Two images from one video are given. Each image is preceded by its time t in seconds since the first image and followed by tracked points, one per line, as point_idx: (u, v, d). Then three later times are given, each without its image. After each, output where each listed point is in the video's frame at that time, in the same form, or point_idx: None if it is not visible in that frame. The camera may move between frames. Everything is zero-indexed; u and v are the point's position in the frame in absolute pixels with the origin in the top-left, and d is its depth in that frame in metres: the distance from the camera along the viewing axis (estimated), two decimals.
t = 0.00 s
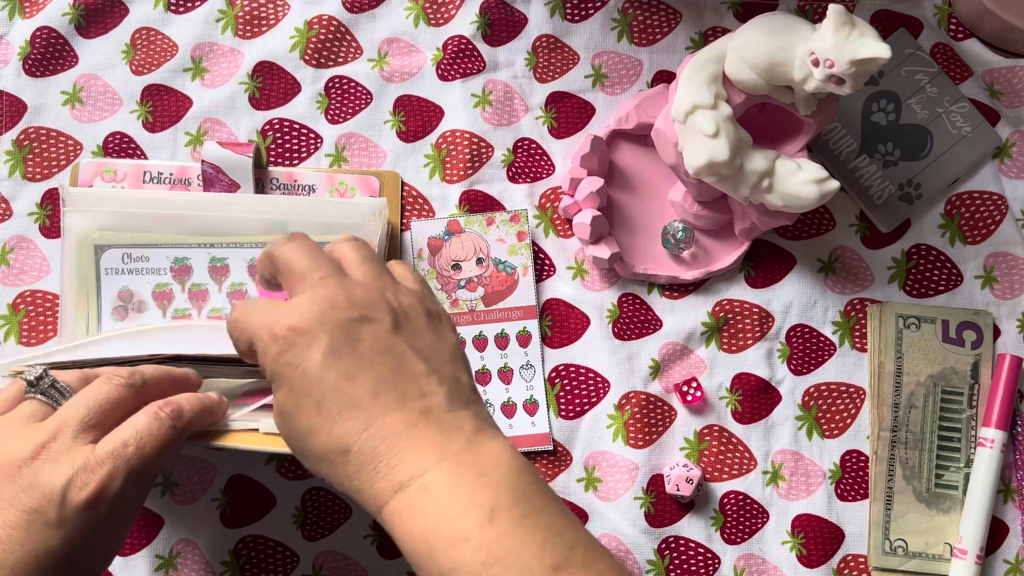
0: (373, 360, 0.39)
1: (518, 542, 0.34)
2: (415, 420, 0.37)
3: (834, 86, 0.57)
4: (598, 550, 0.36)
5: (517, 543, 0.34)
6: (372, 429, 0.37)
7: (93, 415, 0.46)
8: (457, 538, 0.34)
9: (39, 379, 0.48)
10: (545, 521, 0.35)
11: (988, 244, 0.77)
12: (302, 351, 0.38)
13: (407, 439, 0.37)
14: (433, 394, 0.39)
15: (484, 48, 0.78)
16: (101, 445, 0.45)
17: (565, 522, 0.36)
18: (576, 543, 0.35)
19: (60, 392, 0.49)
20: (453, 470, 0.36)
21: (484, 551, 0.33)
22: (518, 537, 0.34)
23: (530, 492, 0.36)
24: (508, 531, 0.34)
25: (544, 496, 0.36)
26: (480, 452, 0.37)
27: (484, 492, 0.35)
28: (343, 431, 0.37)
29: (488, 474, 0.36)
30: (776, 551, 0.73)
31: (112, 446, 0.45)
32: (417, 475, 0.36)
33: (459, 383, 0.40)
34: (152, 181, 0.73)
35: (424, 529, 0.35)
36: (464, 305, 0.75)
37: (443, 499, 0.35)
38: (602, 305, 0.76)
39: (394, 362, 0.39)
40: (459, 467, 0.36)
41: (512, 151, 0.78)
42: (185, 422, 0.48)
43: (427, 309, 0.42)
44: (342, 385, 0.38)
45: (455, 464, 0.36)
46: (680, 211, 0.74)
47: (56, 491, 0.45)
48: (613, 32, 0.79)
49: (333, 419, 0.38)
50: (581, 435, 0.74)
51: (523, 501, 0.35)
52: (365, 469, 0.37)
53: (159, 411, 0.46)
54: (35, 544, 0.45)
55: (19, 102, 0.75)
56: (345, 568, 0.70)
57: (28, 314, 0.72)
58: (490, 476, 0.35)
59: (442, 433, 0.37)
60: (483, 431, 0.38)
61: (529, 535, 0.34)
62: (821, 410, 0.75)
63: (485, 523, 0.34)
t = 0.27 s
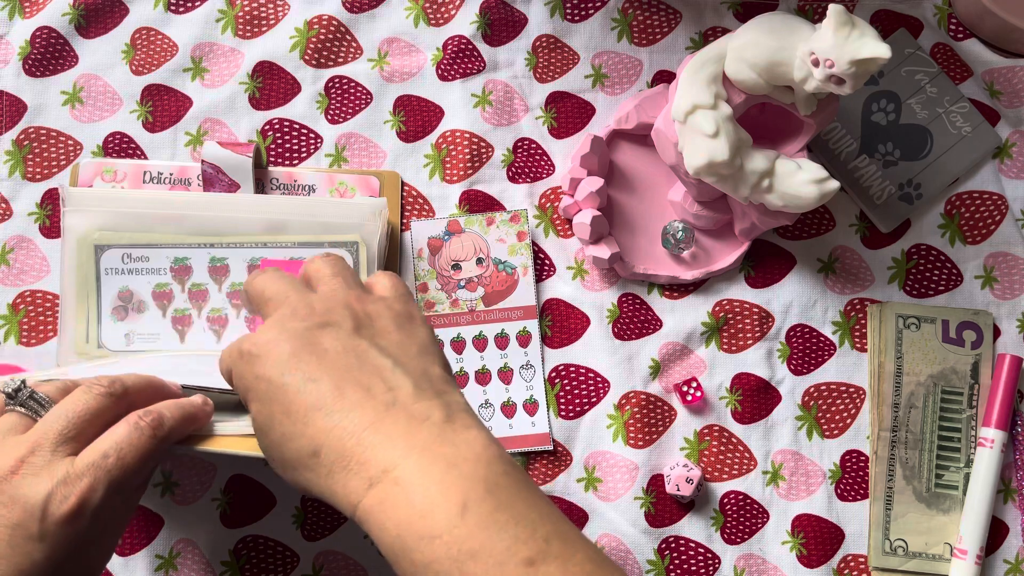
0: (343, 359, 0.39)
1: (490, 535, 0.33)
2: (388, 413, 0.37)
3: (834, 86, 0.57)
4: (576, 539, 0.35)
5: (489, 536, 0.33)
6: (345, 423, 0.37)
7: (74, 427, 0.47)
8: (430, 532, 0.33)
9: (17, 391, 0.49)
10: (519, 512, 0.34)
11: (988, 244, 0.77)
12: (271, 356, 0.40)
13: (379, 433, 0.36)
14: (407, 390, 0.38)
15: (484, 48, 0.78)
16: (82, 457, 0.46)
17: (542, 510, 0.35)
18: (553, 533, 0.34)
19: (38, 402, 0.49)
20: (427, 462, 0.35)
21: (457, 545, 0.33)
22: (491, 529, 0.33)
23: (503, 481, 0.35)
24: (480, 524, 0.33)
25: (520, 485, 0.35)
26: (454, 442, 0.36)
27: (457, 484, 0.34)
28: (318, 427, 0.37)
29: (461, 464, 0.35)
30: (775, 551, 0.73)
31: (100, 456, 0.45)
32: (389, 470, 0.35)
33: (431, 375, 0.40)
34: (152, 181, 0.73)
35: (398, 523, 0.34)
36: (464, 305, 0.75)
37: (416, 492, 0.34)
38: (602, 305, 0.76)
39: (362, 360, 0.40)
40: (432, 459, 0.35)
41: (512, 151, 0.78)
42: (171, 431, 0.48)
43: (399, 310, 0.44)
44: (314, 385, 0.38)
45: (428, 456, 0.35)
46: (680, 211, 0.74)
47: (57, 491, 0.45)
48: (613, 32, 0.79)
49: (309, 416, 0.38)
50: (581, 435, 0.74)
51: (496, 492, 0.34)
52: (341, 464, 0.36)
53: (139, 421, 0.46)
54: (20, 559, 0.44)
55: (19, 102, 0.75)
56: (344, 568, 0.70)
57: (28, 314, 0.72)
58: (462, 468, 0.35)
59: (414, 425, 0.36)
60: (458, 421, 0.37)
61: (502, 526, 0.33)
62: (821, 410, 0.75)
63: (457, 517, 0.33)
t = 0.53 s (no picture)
0: (293, 346, 0.39)
1: (443, 505, 0.33)
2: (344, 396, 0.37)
3: (835, 86, 0.57)
4: (533, 504, 0.34)
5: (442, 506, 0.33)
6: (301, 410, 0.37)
7: (78, 429, 0.47)
8: (385, 507, 0.33)
9: (25, 394, 0.50)
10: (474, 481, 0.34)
11: (988, 244, 0.77)
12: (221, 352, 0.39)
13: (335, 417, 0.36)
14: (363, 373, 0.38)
15: (484, 48, 0.78)
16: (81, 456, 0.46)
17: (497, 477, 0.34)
18: (509, 500, 0.33)
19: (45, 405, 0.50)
20: (380, 441, 0.35)
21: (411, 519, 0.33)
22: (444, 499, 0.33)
23: (458, 450, 0.35)
24: (432, 495, 0.33)
25: (475, 456, 0.35)
26: (407, 419, 0.36)
27: (409, 460, 0.34)
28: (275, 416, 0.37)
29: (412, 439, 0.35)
30: (775, 551, 0.73)
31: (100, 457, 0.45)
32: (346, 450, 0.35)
33: (384, 353, 0.40)
34: (152, 181, 0.73)
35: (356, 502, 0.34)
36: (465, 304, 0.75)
37: (370, 472, 0.34)
38: (602, 305, 0.76)
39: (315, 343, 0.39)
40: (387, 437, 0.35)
41: (512, 151, 0.78)
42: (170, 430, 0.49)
43: (344, 286, 0.43)
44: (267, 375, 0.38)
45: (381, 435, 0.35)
46: (680, 211, 0.74)
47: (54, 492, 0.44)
48: (613, 33, 0.79)
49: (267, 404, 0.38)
50: (581, 435, 0.74)
51: (449, 463, 0.34)
52: (300, 448, 0.36)
53: (140, 422, 0.47)
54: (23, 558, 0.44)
55: (19, 102, 0.75)
56: (344, 567, 0.70)
57: (28, 314, 0.72)
58: (414, 443, 0.34)
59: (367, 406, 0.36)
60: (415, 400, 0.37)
61: (455, 496, 0.33)
62: (821, 410, 0.75)
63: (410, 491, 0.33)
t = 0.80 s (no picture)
0: (275, 340, 0.39)
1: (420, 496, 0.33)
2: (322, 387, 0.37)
3: (835, 86, 0.57)
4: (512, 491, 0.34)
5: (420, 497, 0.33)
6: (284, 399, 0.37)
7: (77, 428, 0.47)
8: (364, 499, 0.33)
9: (25, 396, 0.51)
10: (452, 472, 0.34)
11: (988, 244, 0.77)
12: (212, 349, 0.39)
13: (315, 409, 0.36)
14: (342, 361, 0.38)
15: (484, 48, 0.78)
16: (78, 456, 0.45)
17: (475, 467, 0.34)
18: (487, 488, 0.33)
19: (45, 408, 0.51)
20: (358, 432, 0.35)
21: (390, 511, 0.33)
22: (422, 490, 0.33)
23: (434, 439, 0.35)
24: (410, 486, 0.33)
25: (452, 444, 0.35)
26: (384, 409, 0.35)
27: (387, 453, 0.34)
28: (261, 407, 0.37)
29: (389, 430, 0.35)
30: (775, 551, 0.73)
31: (99, 454, 0.45)
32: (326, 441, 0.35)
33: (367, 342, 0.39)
34: (152, 181, 0.73)
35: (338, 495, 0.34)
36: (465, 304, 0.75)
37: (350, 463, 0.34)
38: (602, 305, 0.76)
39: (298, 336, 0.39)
40: (364, 430, 0.35)
41: (512, 151, 0.78)
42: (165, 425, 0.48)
43: (336, 277, 0.43)
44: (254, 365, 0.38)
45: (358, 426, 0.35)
46: (680, 211, 0.74)
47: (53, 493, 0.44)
48: (613, 32, 0.79)
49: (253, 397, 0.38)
50: (581, 435, 0.74)
51: (427, 453, 0.34)
52: (282, 442, 0.37)
53: (139, 422, 0.47)
54: (21, 559, 0.44)
55: (19, 102, 0.75)
56: (345, 568, 0.70)
57: (28, 314, 0.72)
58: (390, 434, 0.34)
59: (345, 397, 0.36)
60: (393, 389, 0.37)
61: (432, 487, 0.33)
62: (821, 410, 0.75)
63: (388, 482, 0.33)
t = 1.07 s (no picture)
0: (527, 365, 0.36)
1: (602, 524, 0.33)
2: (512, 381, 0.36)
3: (835, 86, 0.57)
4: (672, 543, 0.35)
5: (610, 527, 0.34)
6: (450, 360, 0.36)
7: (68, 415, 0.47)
8: (547, 505, 0.34)
9: None
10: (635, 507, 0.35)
11: (988, 244, 0.77)
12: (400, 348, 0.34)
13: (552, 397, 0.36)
14: (494, 352, 0.35)
15: (484, 48, 0.78)
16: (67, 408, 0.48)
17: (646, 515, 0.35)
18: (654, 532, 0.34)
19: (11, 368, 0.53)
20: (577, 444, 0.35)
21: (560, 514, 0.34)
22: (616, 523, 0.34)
23: (615, 468, 0.35)
24: (603, 502, 0.34)
25: (638, 471, 0.36)
26: (602, 430, 0.36)
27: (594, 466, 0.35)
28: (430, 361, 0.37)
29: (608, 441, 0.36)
30: (776, 551, 0.73)
31: (79, 406, 0.47)
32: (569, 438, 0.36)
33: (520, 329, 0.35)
34: (152, 181, 0.72)
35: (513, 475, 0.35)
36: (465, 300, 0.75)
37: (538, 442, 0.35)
38: (602, 305, 0.76)
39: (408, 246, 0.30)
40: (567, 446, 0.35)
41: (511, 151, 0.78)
42: (142, 384, 0.51)
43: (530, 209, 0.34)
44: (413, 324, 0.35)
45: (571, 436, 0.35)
46: (680, 211, 0.74)
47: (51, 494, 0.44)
48: (613, 32, 0.79)
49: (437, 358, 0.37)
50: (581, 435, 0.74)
51: (631, 479, 0.35)
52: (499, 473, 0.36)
53: (111, 369, 0.49)
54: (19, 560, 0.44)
55: (19, 102, 0.75)
56: (345, 568, 0.70)
57: (28, 314, 0.72)
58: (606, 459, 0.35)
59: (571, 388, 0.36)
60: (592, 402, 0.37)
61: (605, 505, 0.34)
62: (821, 410, 0.75)
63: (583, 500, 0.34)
